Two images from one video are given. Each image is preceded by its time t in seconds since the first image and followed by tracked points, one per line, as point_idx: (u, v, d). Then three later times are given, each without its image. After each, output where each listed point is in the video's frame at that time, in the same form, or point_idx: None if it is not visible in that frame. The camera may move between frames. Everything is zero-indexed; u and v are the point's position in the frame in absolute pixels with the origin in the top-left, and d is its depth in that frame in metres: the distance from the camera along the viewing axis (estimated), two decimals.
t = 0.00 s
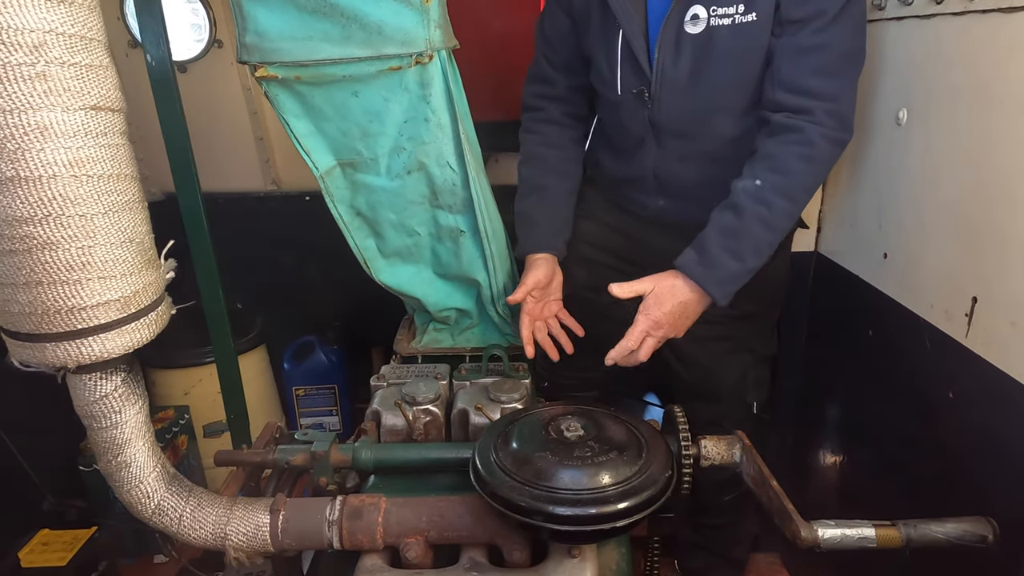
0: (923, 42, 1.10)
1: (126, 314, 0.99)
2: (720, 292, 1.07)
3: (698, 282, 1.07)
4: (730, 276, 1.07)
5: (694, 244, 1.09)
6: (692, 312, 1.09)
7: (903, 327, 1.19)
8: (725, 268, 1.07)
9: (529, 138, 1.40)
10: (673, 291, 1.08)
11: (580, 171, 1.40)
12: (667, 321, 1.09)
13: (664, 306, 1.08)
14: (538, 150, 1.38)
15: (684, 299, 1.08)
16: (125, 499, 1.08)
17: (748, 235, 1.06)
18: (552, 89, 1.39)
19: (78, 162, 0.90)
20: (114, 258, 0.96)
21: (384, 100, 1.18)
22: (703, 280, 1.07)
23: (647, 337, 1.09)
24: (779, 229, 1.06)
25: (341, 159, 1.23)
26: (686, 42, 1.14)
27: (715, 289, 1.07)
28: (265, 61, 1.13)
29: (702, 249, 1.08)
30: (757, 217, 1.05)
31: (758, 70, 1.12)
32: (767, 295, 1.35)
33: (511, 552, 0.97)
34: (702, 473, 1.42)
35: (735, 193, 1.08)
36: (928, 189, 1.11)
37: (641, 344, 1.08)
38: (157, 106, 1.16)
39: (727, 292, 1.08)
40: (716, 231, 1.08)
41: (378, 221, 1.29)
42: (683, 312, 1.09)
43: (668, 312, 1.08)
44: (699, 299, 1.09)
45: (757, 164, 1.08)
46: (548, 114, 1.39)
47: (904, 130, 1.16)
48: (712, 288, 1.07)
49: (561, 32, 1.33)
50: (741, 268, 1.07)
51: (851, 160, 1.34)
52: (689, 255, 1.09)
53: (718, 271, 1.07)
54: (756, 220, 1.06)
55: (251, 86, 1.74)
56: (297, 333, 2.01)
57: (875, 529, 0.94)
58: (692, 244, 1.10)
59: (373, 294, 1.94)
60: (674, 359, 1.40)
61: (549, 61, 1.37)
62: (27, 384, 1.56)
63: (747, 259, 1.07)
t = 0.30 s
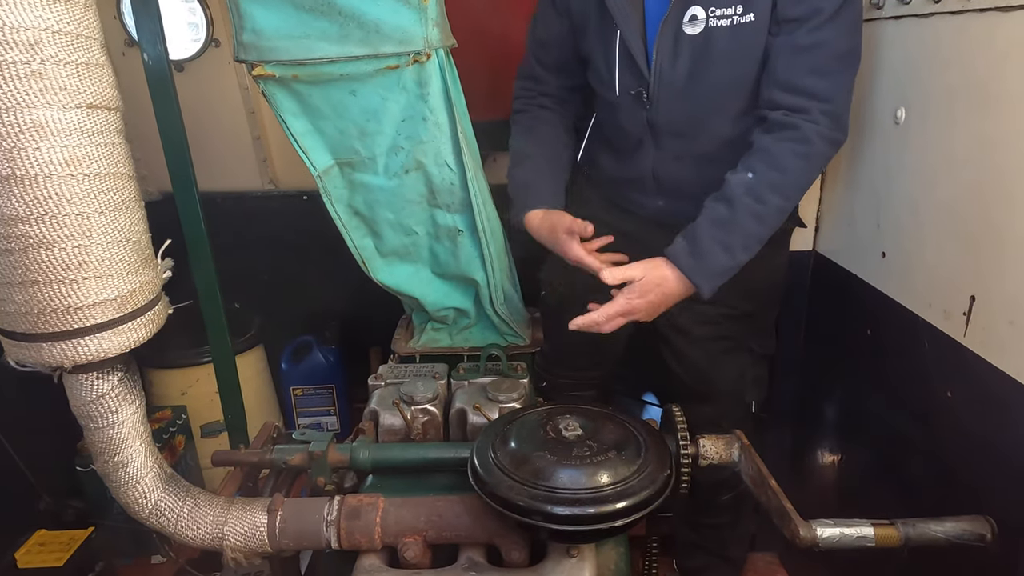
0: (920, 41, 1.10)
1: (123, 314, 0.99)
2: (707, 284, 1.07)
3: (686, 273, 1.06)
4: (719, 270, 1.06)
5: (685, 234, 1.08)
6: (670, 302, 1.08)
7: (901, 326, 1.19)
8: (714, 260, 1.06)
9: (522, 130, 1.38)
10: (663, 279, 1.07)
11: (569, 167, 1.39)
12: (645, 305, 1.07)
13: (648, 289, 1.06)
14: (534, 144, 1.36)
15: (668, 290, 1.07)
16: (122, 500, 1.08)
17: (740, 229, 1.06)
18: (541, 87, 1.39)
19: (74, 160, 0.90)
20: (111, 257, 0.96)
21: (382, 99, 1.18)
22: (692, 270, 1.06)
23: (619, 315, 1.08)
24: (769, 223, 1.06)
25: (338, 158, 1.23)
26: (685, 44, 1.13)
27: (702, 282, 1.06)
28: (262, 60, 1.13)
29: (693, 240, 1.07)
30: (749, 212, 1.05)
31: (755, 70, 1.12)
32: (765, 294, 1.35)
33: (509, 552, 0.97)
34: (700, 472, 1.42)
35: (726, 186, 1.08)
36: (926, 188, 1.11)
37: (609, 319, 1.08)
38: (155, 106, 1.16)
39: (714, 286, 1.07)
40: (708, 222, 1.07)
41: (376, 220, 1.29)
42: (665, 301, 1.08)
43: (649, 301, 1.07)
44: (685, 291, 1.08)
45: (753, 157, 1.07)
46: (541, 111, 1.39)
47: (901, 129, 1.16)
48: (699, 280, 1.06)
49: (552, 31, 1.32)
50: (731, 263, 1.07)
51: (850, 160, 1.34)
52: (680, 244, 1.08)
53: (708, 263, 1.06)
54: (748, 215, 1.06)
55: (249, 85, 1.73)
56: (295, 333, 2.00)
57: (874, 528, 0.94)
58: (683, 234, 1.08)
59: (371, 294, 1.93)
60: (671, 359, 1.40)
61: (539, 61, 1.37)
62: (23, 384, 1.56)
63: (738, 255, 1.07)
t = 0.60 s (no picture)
0: (918, 39, 1.10)
1: (119, 313, 0.99)
2: (693, 258, 1.09)
3: (669, 243, 1.09)
4: (706, 245, 1.08)
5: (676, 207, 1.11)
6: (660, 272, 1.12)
7: (899, 323, 1.19)
8: (703, 236, 1.08)
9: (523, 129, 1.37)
10: (642, 244, 1.11)
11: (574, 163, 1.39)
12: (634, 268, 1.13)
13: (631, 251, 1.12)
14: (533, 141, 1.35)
15: (651, 259, 1.11)
16: (119, 499, 1.08)
17: (734, 208, 1.07)
18: (547, 83, 1.38)
19: (70, 159, 0.90)
20: (107, 256, 0.96)
21: (379, 96, 1.18)
22: (679, 242, 1.08)
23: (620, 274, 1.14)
24: (765, 208, 1.07)
25: (336, 157, 1.23)
26: (683, 40, 1.13)
27: (686, 255, 1.09)
28: (259, 58, 1.12)
29: (683, 213, 1.09)
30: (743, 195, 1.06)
31: (754, 69, 1.12)
32: (764, 293, 1.35)
33: (507, 551, 0.97)
34: (699, 471, 1.42)
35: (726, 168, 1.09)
36: (924, 186, 1.10)
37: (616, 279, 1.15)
38: (151, 104, 1.15)
39: (699, 262, 1.10)
40: (703, 199, 1.08)
41: (373, 219, 1.29)
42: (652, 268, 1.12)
43: (631, 270, 1.12)
44: (669, 262, 1.11)
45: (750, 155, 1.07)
46: (542, 107, 1.38)
47: (899, 127, 1.16)
48: (684, 252, 1.08)
49: (557, 27, 1.31)
50: (720, 240, 1.08)
51: (848, 158, 1.34)
52: (668, 214, 1.10)
53: (697, 238, 1.08)
54: (741, 192, 1.07)
55: (246, 84, 1.73)
56: (292, 332, 2.00)
57: (872, 527, 0.94)
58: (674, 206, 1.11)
59: (369, 292, 1.93)
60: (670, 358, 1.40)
61: (545, 56, 1.36)
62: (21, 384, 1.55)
63: (725, 232, 1.08)
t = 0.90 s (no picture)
0: (915, 36, 1.10)
1: (116, 311, 0.98)
2: (712, 284, 1.05)
3: (693, 275, 1.04)
4: (722, 270, 1.05)
5: (688, 234, 1.07)
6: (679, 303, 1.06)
7: (897, 321, 1.19)
8: (720, 262, 1.05)
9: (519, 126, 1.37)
10: (671, 279, 1.05)
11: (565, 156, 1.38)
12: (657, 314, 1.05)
13: (659, 291, 1.04)
14: (529, 136, 1.34)
15: (678, 296, 1.06)
16: (116, 498, 1.08)
17: (744, 229, 1.05)
18: (535, 79, 1.39)
19: (65, 155, 0.90)
20: (103, 254, 0.96)
21: (377, 93, 1.17)
22: (695, 270, 1.04)
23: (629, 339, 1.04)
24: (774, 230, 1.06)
25: (333, 154, 1.23)
26: (681, 38, 1.13)
27: (706, 283, 1.05)
28: (256, 55, 1.13)
29: (698, 241, 1.06)
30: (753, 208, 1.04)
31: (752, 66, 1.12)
32: (762, 291, 1.35)
33: (505, 550, 0.97)
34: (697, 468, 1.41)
35: (722, 184, 1.08)
36: (923, 184, 1.10)
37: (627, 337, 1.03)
38: (147, 101, 1.15)
39: (716, 285, 1.06)
40: (712, 222, 1.06)
41: (371, 216, 1.28)
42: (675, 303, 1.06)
43: (662, 311, 1.04)
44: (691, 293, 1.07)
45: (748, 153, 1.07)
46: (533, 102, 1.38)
47: (898, 125, 1.16)
48: (704, 282, 1.04)
49: (550, 28, 1.32)
50: (733, 262, 1.06)
51: (846, 156, 1.34)
52: (684, 246, 1.06)
53: (712, 266, 1.05)
54: (750, 210, 1.05)
55: (243, 81, 1.72)
56: (290, 331, 2.00)
57: (871, 524, 0.94)
58: (685, 234, 1.07)
59: (367, 291, 1.93)
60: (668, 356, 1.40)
61: (532, 53, 1.37)
62: (18, 383, 1.54)
63: (739, 254, 1.06)
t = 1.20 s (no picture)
0: (915, 32, 1.10)
1: (113, 307, 0.98)
2: (689, 239, 1.06)
3: (672, 224, 1.06)
4: (705, 230, 1.06)
5: (681, 188, 1.08)
6: (655, 250, 1.08)
7: (897, 317, 1.18)
8: (703, 221, 1.06)
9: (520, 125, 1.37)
10: (648, 221, 1.07)
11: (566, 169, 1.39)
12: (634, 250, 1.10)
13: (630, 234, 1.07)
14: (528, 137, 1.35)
15: (651, 238, 1.08)
16: (114, 495, 1.07)
17: (735, 196, 1.05)
18: (540, 79, 1.37)
19: (62, 151, 0.89)
20: (100, 250, 0.95)
21: (375, 89, 1.17)
22: (682, 222, 1.06)
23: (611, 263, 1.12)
24: (764, 199, 1.06)
25: (331, 150, 1.23)
26: (682, 34, 1.12)
27: (684, 236, 1.06)
28: (254, 50, 1.12)
29: (687, 195, 1.06)
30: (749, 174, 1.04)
31: (753, 64, 1.12)
32: (762, 287, 1.35)
33: (504, 547, 0.97)
34: (695, 465, 1.41)
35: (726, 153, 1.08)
36: (922, 180, 1.10)
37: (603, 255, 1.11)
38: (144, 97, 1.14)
39: (695, 243, 1.07)
40: (706, 183, 1.06)
41: (369, 213, 1.28)
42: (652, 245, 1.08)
43: (627, 245, 1.08)
44: (666, 243, 1.08)
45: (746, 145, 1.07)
46: (537, 101, 1.37)
47: (898, 121, 1.15)
48: (683, 235, 1.06)
49: (552, 23, 1.31)
50: (718, 226, 1.06)
51: (846, 152, 1.33)
52: (673, 197, 1.07)
53: (696, 222, 1.06)
54: (744, 176, 1.05)
55: (240, 78, 1.72)
56: (288, 328, 1.99)
57: (870, 521, 0.95)
58: (679, 187, 1.08)
59: (365, 288, 1.92)
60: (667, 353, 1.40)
61: (538, 52, 1.35)
62: (15, 380, 1.54)
63: (725, 219, 1.06)
